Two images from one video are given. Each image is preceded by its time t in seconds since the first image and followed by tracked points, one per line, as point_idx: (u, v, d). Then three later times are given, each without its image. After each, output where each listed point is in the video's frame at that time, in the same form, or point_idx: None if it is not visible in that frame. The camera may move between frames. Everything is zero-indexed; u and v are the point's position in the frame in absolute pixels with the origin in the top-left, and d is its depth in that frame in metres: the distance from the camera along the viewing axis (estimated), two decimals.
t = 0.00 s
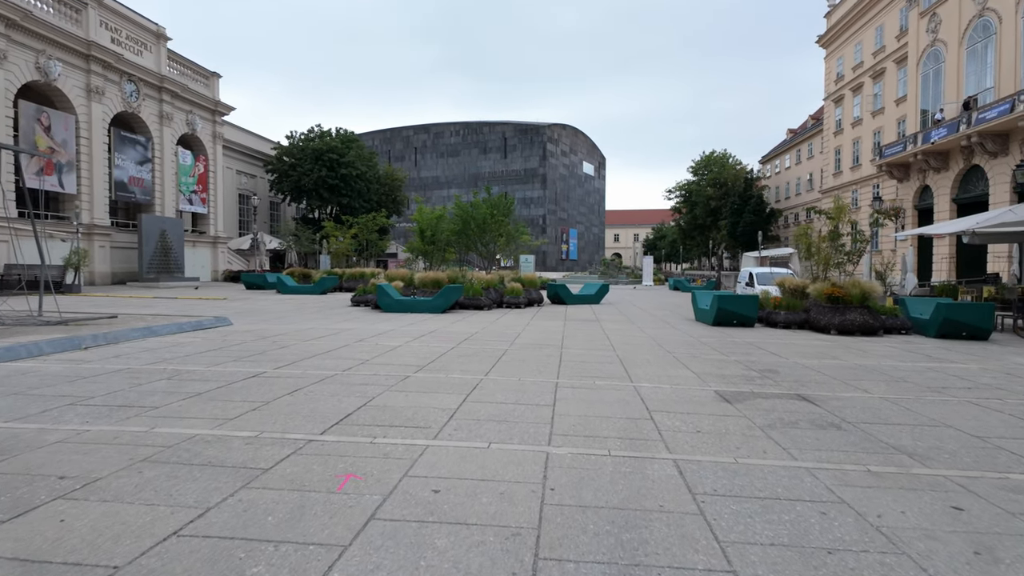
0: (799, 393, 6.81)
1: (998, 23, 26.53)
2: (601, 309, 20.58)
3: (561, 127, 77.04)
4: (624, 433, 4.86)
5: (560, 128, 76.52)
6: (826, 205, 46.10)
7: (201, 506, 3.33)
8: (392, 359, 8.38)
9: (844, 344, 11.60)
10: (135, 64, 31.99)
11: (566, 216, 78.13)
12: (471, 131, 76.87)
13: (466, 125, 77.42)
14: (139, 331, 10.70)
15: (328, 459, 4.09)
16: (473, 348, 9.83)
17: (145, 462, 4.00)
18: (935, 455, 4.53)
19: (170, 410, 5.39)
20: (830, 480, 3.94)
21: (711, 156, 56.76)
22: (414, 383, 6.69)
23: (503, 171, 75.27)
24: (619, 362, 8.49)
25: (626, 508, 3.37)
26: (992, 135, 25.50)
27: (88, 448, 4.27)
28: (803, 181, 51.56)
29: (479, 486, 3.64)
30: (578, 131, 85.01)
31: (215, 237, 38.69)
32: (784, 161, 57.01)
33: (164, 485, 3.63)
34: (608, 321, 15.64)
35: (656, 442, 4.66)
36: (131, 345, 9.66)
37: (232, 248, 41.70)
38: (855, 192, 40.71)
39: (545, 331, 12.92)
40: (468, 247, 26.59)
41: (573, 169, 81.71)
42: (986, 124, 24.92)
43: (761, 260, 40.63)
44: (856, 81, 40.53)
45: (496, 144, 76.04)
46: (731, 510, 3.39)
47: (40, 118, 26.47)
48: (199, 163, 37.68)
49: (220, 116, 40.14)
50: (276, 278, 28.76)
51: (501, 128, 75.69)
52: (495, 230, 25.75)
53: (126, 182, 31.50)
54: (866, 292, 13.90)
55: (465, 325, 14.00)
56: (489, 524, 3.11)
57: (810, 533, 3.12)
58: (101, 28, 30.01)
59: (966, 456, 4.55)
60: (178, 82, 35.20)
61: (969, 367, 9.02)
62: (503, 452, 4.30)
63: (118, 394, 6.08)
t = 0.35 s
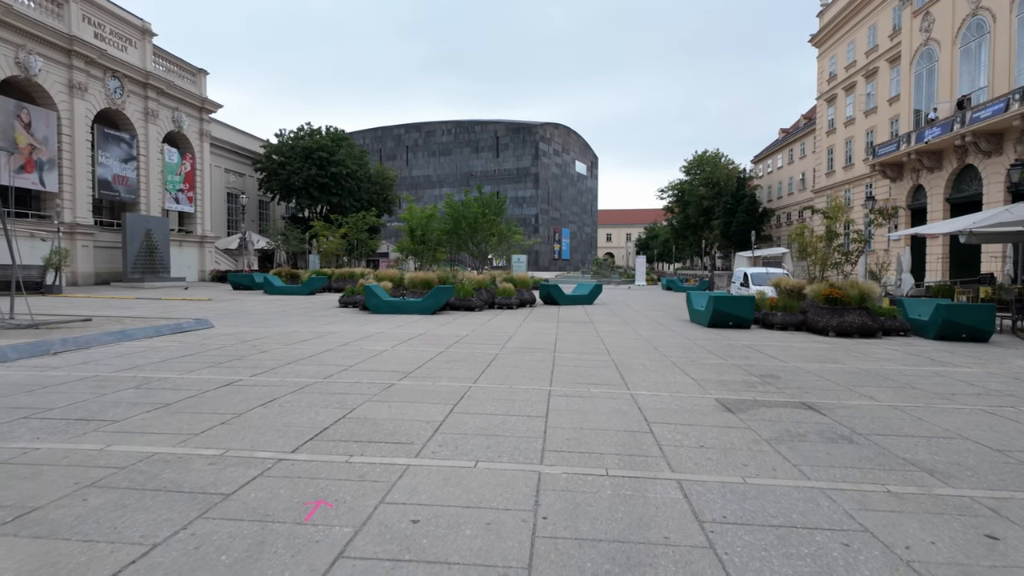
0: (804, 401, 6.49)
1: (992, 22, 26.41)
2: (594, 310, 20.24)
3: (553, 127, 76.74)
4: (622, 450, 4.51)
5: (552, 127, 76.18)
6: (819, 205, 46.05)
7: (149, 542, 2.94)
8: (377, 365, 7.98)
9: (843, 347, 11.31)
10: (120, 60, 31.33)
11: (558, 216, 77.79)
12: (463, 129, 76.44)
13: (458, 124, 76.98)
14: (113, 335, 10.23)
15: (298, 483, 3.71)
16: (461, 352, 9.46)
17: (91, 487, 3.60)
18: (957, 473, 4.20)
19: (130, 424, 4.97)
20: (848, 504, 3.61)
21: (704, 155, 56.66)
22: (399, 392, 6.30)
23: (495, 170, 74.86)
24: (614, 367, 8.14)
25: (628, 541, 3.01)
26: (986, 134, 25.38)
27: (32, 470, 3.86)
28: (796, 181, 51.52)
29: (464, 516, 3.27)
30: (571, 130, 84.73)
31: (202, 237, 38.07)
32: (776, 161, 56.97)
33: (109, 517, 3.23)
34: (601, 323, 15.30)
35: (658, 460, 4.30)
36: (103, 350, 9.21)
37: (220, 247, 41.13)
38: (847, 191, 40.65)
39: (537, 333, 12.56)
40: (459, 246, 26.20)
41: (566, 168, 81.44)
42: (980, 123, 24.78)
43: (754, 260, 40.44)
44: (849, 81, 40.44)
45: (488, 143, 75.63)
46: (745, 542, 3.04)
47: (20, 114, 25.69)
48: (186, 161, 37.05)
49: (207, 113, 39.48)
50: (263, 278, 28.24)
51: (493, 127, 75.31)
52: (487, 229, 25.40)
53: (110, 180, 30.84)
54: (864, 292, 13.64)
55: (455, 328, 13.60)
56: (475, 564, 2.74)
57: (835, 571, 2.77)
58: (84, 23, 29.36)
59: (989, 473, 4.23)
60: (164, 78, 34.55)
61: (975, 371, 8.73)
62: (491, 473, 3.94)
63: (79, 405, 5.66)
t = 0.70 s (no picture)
0: (808, 407, 6.16)
1: (985, 20, 26.31)
2: (586, 309, 19.90)
3: (545, 126, 76.31)
4: (618, 463, 4.14)
5: (544, 125, 75.81)
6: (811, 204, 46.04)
7: None
8: (358, 369, 7.58)
9: (842, 348, 11.03)
10: (102, 55, 30.65)
11: (550, 215, 77.43)
12: (454, 128, 75.95)
13: (449, 122, 76.48)
14: (84, 337, 9.75)
15: (259, 507, 3.32)
16: (449, 354, 9.07)
17: (21, 513, 3.18)
18: (981, 488, 3.87)
19: (81, 437, 4.55)
20: (869, 526, 3.26)
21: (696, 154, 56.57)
22: (379, 398, 5.92)
23: (487, 169, 74.43)
24: (608, 371, 7.78)
25: None
26: (979, 133, 25.28)
27: None
28: (787, 180, 51.52)
29: (442, 545, 2.90)
30: (563, 129, 84.40)
31: (188, 235, 37.43)
32: (768, 160, 56.91)
33: (36, 549, 2.83)
34: (594, 323, 14.96)
35: (658, 475, 3.94)
36: (71, 353, 8.74)
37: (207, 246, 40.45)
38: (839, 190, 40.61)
39: (528, 334, 12.20)
40: (450, 245, 25.71)
41: (558, 167, 81.08)
42: (974, 121, 24.66)
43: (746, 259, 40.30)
44: (840, 79, 40.35)
45: (480, 141, 75.19)
46: None
47: None
48: (171, 159, 36.38)
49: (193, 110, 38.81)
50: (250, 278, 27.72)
51: (485, 126, 74.85)
52: (477, 228, 24.89)
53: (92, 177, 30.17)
54: (861, 292, 13.37)
55: (443, 329, 13.19)
56: None
57: None
58: (65, 17, 28.69)
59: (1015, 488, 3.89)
60: (148, 74, 33.88)
61: (979, 373, 8.45)
62: (473, 493, 3.56)
63: (31, 415, 5.23)
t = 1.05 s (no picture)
0: (822, 413, 5.80)
1: (988, 16, 25.99)
2: (584, 309, 19.56)
3: (543, 123, 75.76)
4: (621, 480, 3.78)
5: (543, 124, 75.40)
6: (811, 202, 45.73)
7: None
8: (346, 373, 7.20)
9: (849, 349, 10.70)
10: (93, 51, 30.18)
11: (548, 213, 77.04)
12: (452, 126, 75.53)
13: (447, 120, 76.05)
14: (63, 339, 9.36)
15: (220, 533, 2.97)
16: (442, 356, 8.73)
17: None
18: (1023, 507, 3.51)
19: (37, 450, 4.17)
20: (904, 555, 2.90)
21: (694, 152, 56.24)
22: (366, 405, 5.55)
23: (484, 167, 74.02)
24: (609, 374, 7.42)
25: None
26: (982, 130, 24.96)
27: None
28: (787, 178, 51.27)
29: None
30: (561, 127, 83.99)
31: (182, 233, 36.98)
32: (767, 158, 56.60)
33: None
34: (593, 323, 14.61)
35: (668, 494, 3.59)
36: (47, 355, 8.35)
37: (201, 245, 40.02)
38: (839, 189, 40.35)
39: (525, 335, 11.84)
40: (446, 244, 25.21)
41: (556, 165, 80.67)
42: (977, 118, 24.34)
43: (745, 258, 40.02)
44: (841, 77, 40.05)
45: (478, 139, 74.76)
46: None
47: None
48: (165, 156, 35.94)
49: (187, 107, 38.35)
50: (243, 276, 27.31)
51: (482, 124, 74.39)
52: (474, 225, 24.28)
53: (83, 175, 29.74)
54: (867, 291, 13.01)
55: (438, 329, 12.82)
56: None
57: None
58: (56, 12, 28.24)
59: None
60: (141, 70, 33.42)
61: (994, 376, 8.11)
62: (461, 516, 3.20)
63: None
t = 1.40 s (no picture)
0: (836, 425, 5.45)
1: (990, 12, 25.69)
2: (582, 309, 19.18)
3: (540, 122, 75.28)
4: (627, 506, 3.41)
5: (540, 122, 75.02)
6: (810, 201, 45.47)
7: None
8: (332, 380, 6.82)
9: (856, 352, 10.34)
10: (84, 46, 29.67)
11: (545, 212, 76.66)
12: (448, 124, 75.10)
13: (444, 118, 75.60)
14: (38, 342, 8.93)
15: None
16: (435, 361, 8.34)
17: None
18: None
19: None
20: None
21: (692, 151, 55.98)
22: (351, 417, 5.17)
23: (481, 165, 73.64)
24: (611, 382, 7.04)
25: None
26: (985, 127, 24.66)
27: None
28: (785, 177, 51.06)
29: None
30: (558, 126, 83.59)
31: (175, 232, 36.51)
32: (765, 157, 56.36)
33: None
34: (591, 324, 14.27)
35: (679, 524, 3.22)
36: (19, 360, 7.94)
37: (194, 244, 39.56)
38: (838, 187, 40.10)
39: (522, 337, 11.46)
40: (442, 243, 24.55)
41: (553, 164, 80.31)
42: (979, 116, 24.04)
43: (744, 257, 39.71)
44: (840, 74, 39.76)
45: (474, 138, 74.32)
46: None
47: None
48: (157, 153, 35.47)
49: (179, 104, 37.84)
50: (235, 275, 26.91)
51: (480, 122, 73.93)
52: (469, 224, 23.46)
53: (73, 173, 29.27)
54: (873, 292, 12.66)
55: (431, 331, 12.42)
56: None
57: None
58: (45, 6, 27.72)
59: None
60: (132, 67, 32.91)
61: (1011, 382, 7.76)
62: (449, 553, 2.83)
63: None
